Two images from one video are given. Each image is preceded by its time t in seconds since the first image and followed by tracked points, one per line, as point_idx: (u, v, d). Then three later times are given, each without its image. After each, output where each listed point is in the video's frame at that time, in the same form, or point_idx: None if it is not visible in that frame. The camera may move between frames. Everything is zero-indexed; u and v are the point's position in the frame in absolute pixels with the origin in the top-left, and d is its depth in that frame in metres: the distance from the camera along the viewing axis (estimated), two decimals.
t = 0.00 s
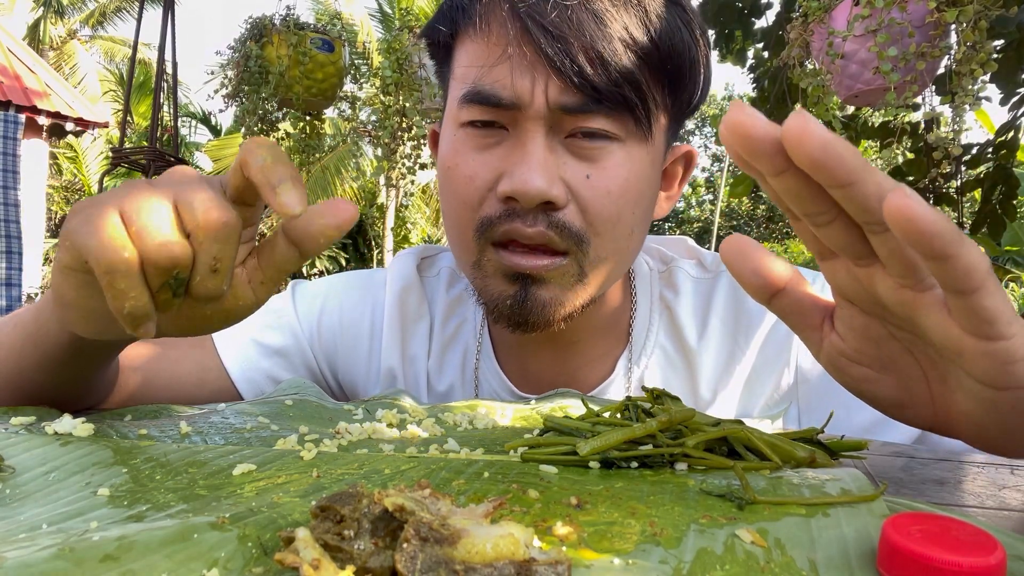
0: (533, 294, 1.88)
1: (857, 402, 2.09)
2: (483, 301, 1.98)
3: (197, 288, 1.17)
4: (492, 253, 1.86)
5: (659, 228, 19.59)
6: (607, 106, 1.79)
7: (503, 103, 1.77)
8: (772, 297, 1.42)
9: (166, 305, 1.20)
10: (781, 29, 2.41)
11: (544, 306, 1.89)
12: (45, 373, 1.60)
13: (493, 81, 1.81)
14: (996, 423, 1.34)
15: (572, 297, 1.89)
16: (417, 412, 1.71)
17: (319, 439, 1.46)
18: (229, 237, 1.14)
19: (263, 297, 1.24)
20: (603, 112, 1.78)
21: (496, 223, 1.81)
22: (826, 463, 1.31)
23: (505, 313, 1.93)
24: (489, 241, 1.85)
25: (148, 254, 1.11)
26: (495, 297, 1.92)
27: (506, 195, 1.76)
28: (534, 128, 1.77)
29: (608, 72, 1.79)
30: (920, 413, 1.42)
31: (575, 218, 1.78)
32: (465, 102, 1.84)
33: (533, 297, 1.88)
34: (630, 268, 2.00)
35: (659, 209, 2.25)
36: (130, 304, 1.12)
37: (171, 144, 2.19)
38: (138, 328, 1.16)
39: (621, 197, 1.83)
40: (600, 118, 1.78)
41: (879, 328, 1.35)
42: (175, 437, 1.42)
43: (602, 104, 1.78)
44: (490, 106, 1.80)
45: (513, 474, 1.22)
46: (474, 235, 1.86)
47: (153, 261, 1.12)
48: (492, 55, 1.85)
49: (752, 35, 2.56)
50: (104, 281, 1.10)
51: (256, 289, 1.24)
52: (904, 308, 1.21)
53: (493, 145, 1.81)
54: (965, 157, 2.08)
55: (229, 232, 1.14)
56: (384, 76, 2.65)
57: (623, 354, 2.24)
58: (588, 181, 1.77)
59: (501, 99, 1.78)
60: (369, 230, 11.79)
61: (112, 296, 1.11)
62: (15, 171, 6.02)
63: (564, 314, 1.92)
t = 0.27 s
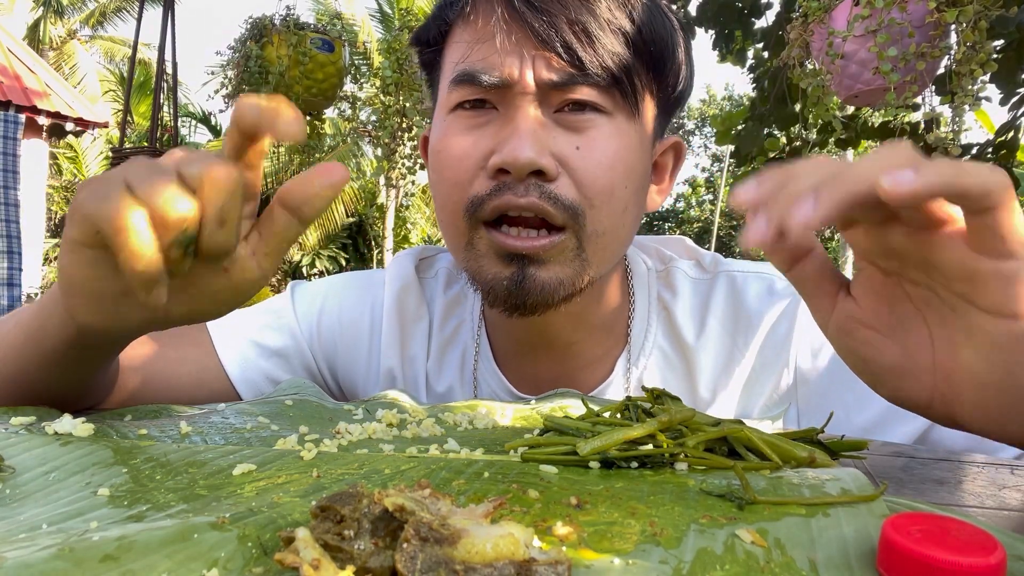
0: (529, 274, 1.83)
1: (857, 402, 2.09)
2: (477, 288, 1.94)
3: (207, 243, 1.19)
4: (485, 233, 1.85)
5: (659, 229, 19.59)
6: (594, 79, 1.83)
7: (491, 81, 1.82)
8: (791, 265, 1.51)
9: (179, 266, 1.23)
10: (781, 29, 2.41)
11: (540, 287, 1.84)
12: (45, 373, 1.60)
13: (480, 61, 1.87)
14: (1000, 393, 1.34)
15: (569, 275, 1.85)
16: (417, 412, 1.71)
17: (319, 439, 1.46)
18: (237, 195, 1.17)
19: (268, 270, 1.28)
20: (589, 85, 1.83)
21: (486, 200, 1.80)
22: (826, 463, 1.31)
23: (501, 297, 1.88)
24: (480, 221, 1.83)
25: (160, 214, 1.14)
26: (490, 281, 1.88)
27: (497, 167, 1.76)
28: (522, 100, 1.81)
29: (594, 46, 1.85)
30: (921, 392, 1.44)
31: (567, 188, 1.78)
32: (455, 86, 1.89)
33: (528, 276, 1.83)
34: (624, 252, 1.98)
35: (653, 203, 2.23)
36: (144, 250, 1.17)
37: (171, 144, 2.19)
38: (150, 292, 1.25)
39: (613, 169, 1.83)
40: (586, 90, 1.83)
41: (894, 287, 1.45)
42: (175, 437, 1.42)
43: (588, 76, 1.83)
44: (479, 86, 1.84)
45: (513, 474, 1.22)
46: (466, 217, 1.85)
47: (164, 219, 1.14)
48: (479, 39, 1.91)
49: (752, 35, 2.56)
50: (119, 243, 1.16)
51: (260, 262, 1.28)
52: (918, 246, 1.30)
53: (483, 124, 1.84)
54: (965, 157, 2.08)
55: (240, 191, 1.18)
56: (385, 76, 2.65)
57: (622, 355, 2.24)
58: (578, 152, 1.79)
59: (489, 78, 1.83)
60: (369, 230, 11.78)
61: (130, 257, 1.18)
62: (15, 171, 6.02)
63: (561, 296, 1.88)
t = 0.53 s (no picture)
0: (530, 266, 1.84)
1: (856, 401, 2.10)
2: (480, 282, 1.94)
3: (198, 297, 1.13)
4: (485, 232, 1.85)
5: (659, 229, 19.59)
6: (585, 74, 1.84)
7: (481, 81, 1.83)
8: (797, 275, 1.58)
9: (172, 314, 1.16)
10: (781, 29, 2.41)
11: (542, 278, 1.85)
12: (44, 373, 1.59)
13: (470, 62, 1.88)
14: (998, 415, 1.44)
15: (570, 265, 1.86)
16: (417, 412, 1.71)
17: (318, 439, 1.46)
18: (229, 245, 1.10)
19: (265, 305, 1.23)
20: (582, 79, 1.83)
21: (485, 199, 1.80)
22: (826, 463, 1.31)
23: (505, 287, 1.89)
24: (480, 220, 1.83)
25: (149, 263, 1.09)
26: (493, 274, 1.88)
27: (494, 166, 1.76)
28: (514, 98, 1.81)
29: (584, 42, 1.86)
30: (923, 404, 1.55)
31: (564, 182, 1.78)
32: (447, 88, 1.89)
33: (530, 268, 1.84)
34: (624, 243, 1.98)
35: (648, 194, 2.23)
36: (131, 311, 1.11)
37: (171, 144, 2.19)
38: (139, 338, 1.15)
39: (609, 162, 1.83)
40: (579, 85, 1.83)
41: (894, 311, 1.49)
42: (175, 437, 1.42)
43: (579, 71, 1.83)
44: (470, 87, 1.85)
45: (513, 474, 1.22)
46: (466, 216, 1.85)
47: (154, 271, 1.09)
48: (468, 41, 1.91)
49: (752, 35, 2.56)
50: (107, 290, 1.10)
51: (258, 296, 1.23)
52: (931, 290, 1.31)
53: (476, 125, 1.85)
54: (965, 158, 2.08)
55: (229, 241, 1.10)
56: (384, 76, 2.65)
57: (622, 354, 2.24)
58: (573, 147, 1.79)
59: (479, 78, 1.83)
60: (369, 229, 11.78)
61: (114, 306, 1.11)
62: (15, 171, 6.02)
63: (563, 285, 1.89)
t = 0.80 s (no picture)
0: (533, 278, 1.84)
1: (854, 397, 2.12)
2: (483, 296, 1.94)
3: (164, 318, 1.09)
4: (487, 246, 1.84)
5: (659, 228, 19.60)
6: (587, 87, 1.84)
7: (482, 96, 1.82)
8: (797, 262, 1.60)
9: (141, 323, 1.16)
10: (781, 29, 2.41)
11: (546, 292, 1.85)
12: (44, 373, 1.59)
13: (470, 76, 1.87)
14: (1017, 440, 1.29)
15: (574, 276, 1.86)
16: (418, 412, 1.71)
17: (319, 439, 1.46)
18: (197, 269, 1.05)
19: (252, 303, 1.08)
20: (584, 92, 1.83)
21: (488, 215, 1.80)
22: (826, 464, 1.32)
23: (508, 302, 1.89)
24: (483, 235, 1.83)
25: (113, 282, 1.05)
26: (496, 289, 1.88)
27: (498, 184, 1.76)
28: (516, 112, 1.81)
29: (585, 53, 1.85)
30: (936, 422, 1.41)
31: (568, 196, 1.78)
32: (447, 102, 1.89)
33: (533, 282, 1.84)
34: (627, 253, 1.99)
35: (649, 195, 2.23)
36: (99, 323, 1.12)
37: (171, 144, 2.18)
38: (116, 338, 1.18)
39: (612, 174, 1.83)
40: (581, 97, 1.83)
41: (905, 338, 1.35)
42: (176, 437, 1.42)
43: (581, 83, 1.83)
44: (471, 101, 1.84)
45: (513, 474, 1.22)
46: (468, 231, 1.85)
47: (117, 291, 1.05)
48: (468, 54, 1.91)
49: (752, 35, 2.56)
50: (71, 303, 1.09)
51: (246, 297, 1.08)
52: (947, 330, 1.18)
53: (477, 139, 1.84)
54: (965, 158, 2.08)
55: (197, 264, 1.04)
56: (384, 76, 2.65)
57: (625, 355, 2.24)
58: (577, 160, 1.79)
59: (480, 92, 1.83)
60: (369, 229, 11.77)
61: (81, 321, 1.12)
62: (15, 171, 6.02)
63: (567, 296, 1.89)
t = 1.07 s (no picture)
0: (535, 276, 1.84)
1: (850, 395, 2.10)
2: (480, 290, 1.94)
3: (163, 374, 1.19)
4: (485, 235, 1.85)
5: (659, 229, 19.60)
6: (584, 76, 1.84)
7: (479, 83, 1.82)
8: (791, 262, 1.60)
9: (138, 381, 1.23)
10: (781, 29, 2.41)
11: (546, 286, 1.85)
12: (42, 373, 1.59)
13: (467, 65, 1.87)
14: None
15: (572, 266, 1.85)
16: (417, 412, 1.71)
17: (319, 439, 1.46)
18: (195, 332, 1.16)
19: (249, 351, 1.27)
20: (581, 80, 1.83)
21: (485, 202, 1.80)
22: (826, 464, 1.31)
23: (508, 298, 1.88)
24: (480, 221, 1.83)
25: (113, 343, 1.13)
26: (494, 280, 1.87)
27: (494, 169, 1.76)
28: (513, 101, 1.81)
29: (581, 43, 1.85)
30: (959, 446, 1.40)
31: (566, 181, 1.78)
32: (443, 91, 1.89)
33: (535, 279, 1.84)
34: (625, 244, 1.98)
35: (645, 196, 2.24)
36: (98, 384, 1.19)
37: (171, 144, 2.18)
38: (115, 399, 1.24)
39: (610, 162, 1.83)
40: (578, 86, 1.83)
41: (922, 359, 1.38)
42: (176, 437, 1.42)
43: (577, 71, 1.83)
44: (467, 89, 1.84)
45: (513, 474, 1.22)
46: (464, 219, 1.85)
47: (116, 351, 1.13)
48: (464, 45, 1.91)
49: (752, 35, 2.56)
50: (72, 364, 1.16)
51: (242, 344, 1.26)
52: (965, 343, 1.23)
53: (474, 128, 1.84)
54: (965, 158, 2.08)
55: (195, 327, 1.15)
56: (384, 76, 2.65)
57: (620, 354, 2.24)
58: (575, 148, 1.79)
59: (477, 80, 1.83)
60: (369, 229, 11.76)
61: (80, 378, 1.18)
62: (15, 171, 6.02)
63: (566, 290, 1.88)
